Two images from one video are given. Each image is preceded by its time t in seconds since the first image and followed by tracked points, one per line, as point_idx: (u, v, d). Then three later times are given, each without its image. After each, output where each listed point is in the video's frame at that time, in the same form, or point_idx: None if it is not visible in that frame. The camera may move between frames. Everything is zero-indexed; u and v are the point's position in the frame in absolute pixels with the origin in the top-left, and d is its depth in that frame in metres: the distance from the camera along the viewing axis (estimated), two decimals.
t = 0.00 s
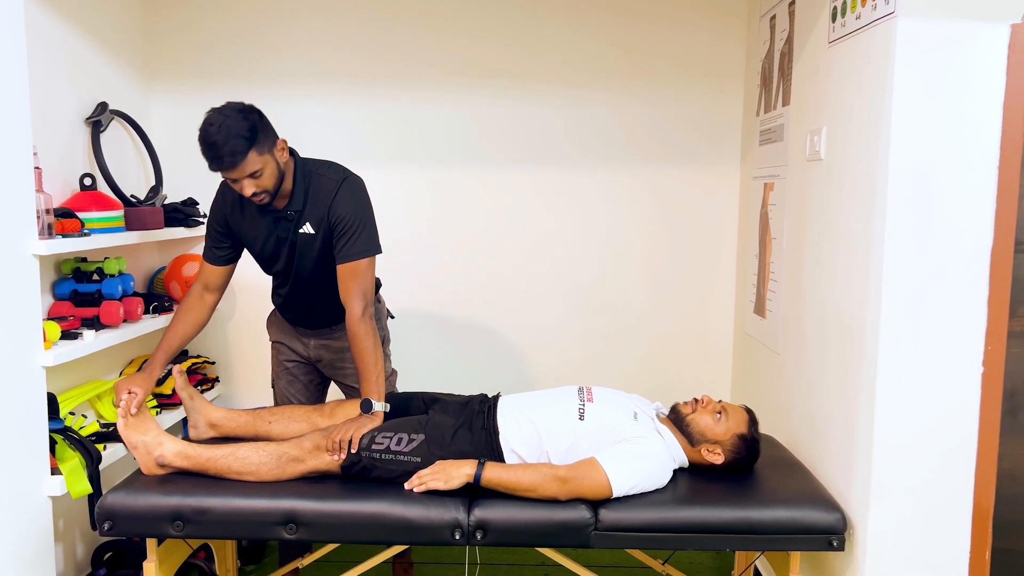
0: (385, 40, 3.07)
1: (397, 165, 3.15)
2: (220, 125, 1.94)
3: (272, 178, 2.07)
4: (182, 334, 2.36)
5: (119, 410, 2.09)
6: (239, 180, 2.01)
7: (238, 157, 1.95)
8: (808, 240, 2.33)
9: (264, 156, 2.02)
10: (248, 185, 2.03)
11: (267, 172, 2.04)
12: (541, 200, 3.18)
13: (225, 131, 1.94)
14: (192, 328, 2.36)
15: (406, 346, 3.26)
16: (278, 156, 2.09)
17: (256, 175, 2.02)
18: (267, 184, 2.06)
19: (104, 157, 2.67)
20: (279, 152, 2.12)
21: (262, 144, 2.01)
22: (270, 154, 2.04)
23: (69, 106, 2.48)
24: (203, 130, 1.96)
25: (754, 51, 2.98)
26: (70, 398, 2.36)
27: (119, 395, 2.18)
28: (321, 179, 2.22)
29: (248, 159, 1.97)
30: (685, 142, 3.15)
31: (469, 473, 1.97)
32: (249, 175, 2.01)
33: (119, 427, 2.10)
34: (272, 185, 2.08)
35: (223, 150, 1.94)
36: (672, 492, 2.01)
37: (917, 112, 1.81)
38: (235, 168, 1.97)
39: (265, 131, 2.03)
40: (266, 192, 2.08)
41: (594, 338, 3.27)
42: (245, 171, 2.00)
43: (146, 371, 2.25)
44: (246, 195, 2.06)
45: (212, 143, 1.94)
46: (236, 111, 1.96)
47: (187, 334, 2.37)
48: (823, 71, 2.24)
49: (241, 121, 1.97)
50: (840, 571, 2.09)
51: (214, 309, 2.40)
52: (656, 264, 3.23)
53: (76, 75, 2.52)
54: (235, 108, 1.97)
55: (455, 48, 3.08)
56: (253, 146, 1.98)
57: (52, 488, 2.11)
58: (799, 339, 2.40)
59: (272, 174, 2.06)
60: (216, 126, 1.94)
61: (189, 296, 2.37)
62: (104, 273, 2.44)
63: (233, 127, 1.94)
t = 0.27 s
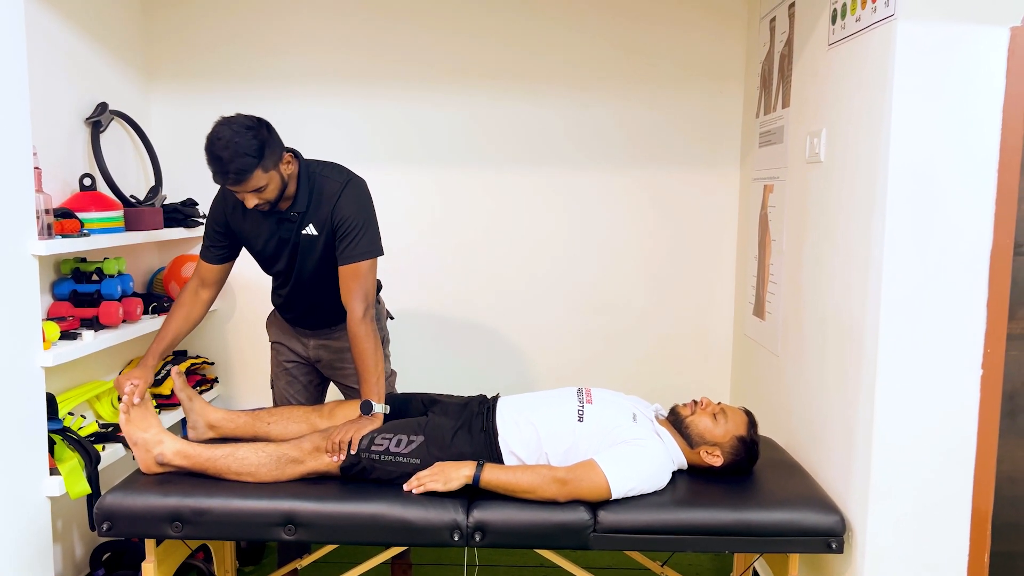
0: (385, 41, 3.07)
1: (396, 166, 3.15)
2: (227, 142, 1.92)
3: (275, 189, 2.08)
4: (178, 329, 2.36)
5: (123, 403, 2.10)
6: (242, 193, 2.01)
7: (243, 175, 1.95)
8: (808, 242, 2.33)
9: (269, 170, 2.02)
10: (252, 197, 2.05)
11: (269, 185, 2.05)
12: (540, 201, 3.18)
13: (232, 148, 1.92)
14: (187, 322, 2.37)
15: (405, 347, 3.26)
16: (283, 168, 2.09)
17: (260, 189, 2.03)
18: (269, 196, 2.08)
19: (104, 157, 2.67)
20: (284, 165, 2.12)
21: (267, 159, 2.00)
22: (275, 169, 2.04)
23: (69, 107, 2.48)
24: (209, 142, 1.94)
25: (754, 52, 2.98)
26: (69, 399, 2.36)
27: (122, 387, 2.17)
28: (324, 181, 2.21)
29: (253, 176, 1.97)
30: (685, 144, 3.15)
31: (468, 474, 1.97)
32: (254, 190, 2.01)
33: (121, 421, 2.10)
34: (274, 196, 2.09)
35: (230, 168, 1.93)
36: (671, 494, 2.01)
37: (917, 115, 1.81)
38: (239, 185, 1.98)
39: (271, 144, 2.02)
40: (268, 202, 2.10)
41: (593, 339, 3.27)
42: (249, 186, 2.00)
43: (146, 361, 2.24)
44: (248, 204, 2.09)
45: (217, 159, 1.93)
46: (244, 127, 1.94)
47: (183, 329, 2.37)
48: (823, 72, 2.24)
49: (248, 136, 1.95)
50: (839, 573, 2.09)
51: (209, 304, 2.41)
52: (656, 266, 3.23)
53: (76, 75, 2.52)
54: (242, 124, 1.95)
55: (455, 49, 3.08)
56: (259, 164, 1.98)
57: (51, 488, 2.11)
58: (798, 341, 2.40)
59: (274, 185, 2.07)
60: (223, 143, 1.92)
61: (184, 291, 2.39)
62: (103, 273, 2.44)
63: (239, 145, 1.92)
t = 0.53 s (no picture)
0: (386, 42, 3.08)
1: (397, 167, 3.15)
2: (236, 142, 1.92)
3: (283, 188, 2.09)
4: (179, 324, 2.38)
5: (133, 386, 2.09)
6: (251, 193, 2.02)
7: (253, 176, 1.96)
8: (807, 243, 2.34)
9: (278, 170, 2.02)
10: (260, 196, 2.05)
11: (278, 184, 2.06)
12: (540, 202, 3.19)
13: (241, 149, 1.93)
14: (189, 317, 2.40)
15: (405, 347, 3.26)
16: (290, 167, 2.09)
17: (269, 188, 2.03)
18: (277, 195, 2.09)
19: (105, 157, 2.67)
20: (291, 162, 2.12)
21: (275, 159, 2.01)
22: (283, 168, 2.04)
23: (70, 107, 2.49)
24: (218, 142, 1.94)
25: (754, 54, 2.99)
26: (70, 398, 2.37)
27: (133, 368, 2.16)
28: (330, 181, 2.22)
29: (263, 176, 1.98)
30: (685, 145, 3.16)
31: (467, 474, 1.98)
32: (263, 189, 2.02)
33: (127, 403, 2.10)
34: (282, 195, 2.10)
35: (239, 168, 1.93)
36: (670, 495, 2.02)
37: (916, 116, 1.82)
38: (249, 185, 1.98)
39: (279, 143, 2.02)
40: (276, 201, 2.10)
41: (593, 340, 3.28)
42: (257, 186, 2.01)
43: (147, 352, 2.25)
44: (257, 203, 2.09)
45: (226, 159, 1.94)
46: (254, 127, 1.94)
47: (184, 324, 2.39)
48: (823, 75, 2.25)
49: (258, 136, 1.96)
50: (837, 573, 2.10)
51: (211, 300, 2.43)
52: (656, 267, 3.23)
53: (77, 75, 2.52)
54: (252, 124, 1.95)
55: (455, 50, 3.08)
56: (268, 163, 1.98)
57: (51, 487, 2.11)
58: (797, 342, 2.40)
59: (283, 184, 2.08)
60: (232, 144, 1.92)
61: (195, 283, 2.42)
62: (104, 272, 2.45)
63: (248, 146, 1.93)
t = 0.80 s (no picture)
0: (388, 43, 3.08)
1: (398, 167, 3.16)
2: (239, 142, 1.93)
3: (286, 188, 2.09)
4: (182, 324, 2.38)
5: (134, 384, 2.11)
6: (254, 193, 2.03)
7: (256, 176, 1.97)
8: (807, 245, 2.34)
9: (282, 170, 2.03)
10: (263, 196, 2.06)
11: (282, 184, 2.07)
12: (540, 203, 3.19)
13: (244, 149, 1.93)
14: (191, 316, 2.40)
15: (405, 348, 3.27)
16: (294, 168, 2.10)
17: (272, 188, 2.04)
18: (280, 195, 2.10)
19: (107, 157, 2.68)
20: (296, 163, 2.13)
21: (279, 159, 2.01)
22: (286, 169, 2.05)
23: (72, 107, 2.49)
24: (221, 141, 1.95)
25: (755, 55, 2.99)
26: (71, 397, 2.37)
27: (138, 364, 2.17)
28: (334, 182, 2.22)
29: (266, 176, 1.99)
30: (685, 146, 3.16)
31: (468, 474, 1.98)
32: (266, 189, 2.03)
33: (128, 401, 2.11)
34: (285, 194, 2.11)
35: (242, 168, 1.94)
36: (670, 495, 2.02)
37: (916, 118, 1.82)
38: (252, 184, 1.99)
39: (282, 144, 2.03)
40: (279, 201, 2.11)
41: (593, 341, 3.28)
42: (260, 186, 2.02)
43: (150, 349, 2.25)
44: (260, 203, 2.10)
45: (229, 158, 1.94)
46: (257, 127, 1.95)
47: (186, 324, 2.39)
48: (823, 76, 2.25)
49: (261, 136, 1.96)
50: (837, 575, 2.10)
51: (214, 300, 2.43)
52: (656, 267, 3.24)
53: (79, 75, 2.53)
54: (255, 124, 1.95)
55: (457, 51, 3.09)
56: (271, 164, 1.99)
57: (51, 486, 2.12)
58: (797, 343, 2.40)
59: (286, 184, 2.08)
60: (236, 143, 1.93)
61: (201, 279, 2.42)
62: (106, 272, 2.45)
63: (251, 145, 1.93)
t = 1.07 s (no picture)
0: (388, 43, 3.08)
1: (398, 167, 3.16)
2: (234, 144, 1.93)
3: (282, 189, 2.10)
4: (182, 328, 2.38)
5: (126, 400, 2.09)
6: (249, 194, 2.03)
7: (251, 178, 1.97)
8: (807, 246, 2.34)
9: (278, 171, 2.03)
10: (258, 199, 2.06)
11: (278, 186, 2.07)
12: (541, 203, 3.19)
13: (239, 151, 1.93)
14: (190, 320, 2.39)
15: (405, 348, 3.27)
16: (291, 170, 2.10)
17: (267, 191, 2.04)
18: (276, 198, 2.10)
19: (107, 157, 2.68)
20: (294, 165, 2.13)
21: (275, 162, 2.01)
22: (282, 172, 2.05)
23: (73, 107, 2.50)
24: (217, 144, 1.95)
25: (755, 56, 2.99)
26: (71, 396, 2.37)
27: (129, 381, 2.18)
28: (332, 183, 2.23)
29: (261, 178, 1.99)
30: (686, 147, 3.16)
31: (466, 474, 1.98)
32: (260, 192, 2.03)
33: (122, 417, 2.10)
34: (281, 196, 2.11)
35: (237, 170, 1.94)
36: (669, 496, 2.02)
37: (916, 119, 1.82)
38: (246, 186, 1.99)
39: (279, 147, 2.03)
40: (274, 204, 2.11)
41: (593, 341, 3.28)
42: (256, 188, 2.02)
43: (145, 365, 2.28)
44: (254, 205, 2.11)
45: (224, 161, 1.94)
46: (253, 130, 1.95)
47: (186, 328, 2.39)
48: (823, 77, 2.25)
49: (257, 139, 1.96)
50: None
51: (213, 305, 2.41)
52: (656, 268, 3.24)
53: (80, 75, 2.53)
54: (250, 127, 1.95)
55: (457, 51, 3.09)
56: (267, 167, 1.99)
57: (51, 486, 2.12)
58: (797, 344, 2.40)
59: (282, 186, 2.09)
60: (230, 146, 1.93)
61: (195, 291, 2.41)
62: (106, 272, 2.46)
63: (246, 148, 1.93)
